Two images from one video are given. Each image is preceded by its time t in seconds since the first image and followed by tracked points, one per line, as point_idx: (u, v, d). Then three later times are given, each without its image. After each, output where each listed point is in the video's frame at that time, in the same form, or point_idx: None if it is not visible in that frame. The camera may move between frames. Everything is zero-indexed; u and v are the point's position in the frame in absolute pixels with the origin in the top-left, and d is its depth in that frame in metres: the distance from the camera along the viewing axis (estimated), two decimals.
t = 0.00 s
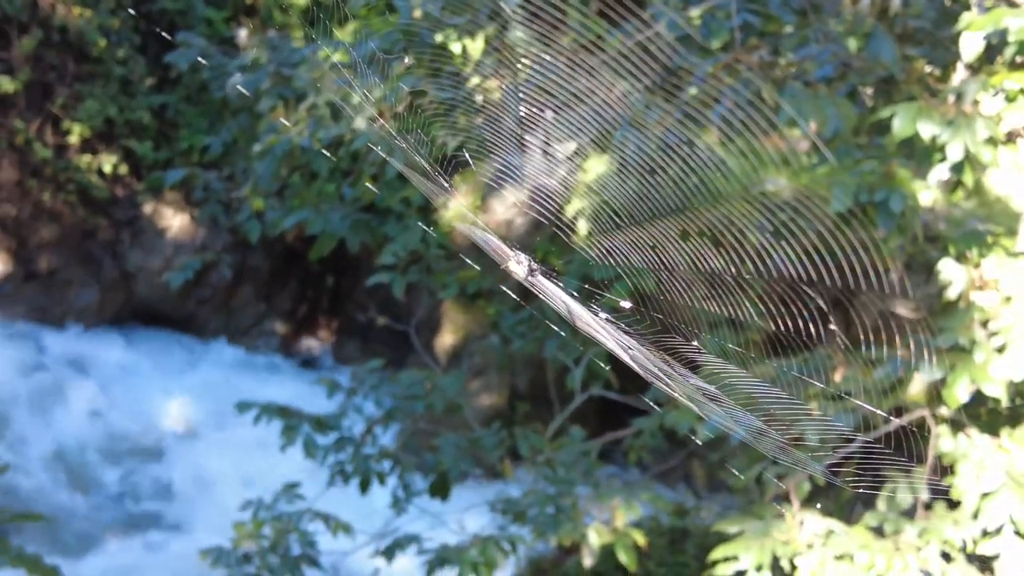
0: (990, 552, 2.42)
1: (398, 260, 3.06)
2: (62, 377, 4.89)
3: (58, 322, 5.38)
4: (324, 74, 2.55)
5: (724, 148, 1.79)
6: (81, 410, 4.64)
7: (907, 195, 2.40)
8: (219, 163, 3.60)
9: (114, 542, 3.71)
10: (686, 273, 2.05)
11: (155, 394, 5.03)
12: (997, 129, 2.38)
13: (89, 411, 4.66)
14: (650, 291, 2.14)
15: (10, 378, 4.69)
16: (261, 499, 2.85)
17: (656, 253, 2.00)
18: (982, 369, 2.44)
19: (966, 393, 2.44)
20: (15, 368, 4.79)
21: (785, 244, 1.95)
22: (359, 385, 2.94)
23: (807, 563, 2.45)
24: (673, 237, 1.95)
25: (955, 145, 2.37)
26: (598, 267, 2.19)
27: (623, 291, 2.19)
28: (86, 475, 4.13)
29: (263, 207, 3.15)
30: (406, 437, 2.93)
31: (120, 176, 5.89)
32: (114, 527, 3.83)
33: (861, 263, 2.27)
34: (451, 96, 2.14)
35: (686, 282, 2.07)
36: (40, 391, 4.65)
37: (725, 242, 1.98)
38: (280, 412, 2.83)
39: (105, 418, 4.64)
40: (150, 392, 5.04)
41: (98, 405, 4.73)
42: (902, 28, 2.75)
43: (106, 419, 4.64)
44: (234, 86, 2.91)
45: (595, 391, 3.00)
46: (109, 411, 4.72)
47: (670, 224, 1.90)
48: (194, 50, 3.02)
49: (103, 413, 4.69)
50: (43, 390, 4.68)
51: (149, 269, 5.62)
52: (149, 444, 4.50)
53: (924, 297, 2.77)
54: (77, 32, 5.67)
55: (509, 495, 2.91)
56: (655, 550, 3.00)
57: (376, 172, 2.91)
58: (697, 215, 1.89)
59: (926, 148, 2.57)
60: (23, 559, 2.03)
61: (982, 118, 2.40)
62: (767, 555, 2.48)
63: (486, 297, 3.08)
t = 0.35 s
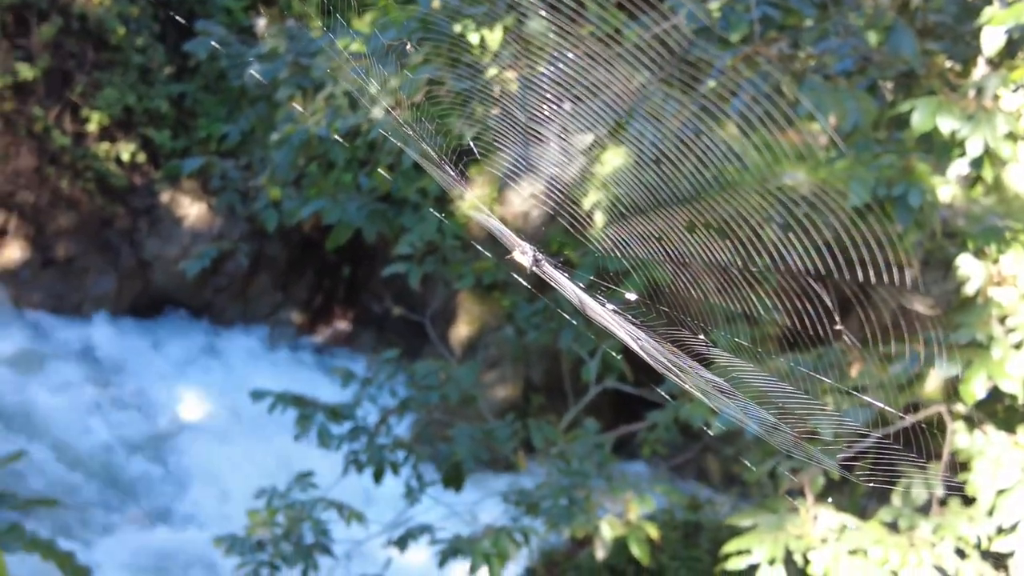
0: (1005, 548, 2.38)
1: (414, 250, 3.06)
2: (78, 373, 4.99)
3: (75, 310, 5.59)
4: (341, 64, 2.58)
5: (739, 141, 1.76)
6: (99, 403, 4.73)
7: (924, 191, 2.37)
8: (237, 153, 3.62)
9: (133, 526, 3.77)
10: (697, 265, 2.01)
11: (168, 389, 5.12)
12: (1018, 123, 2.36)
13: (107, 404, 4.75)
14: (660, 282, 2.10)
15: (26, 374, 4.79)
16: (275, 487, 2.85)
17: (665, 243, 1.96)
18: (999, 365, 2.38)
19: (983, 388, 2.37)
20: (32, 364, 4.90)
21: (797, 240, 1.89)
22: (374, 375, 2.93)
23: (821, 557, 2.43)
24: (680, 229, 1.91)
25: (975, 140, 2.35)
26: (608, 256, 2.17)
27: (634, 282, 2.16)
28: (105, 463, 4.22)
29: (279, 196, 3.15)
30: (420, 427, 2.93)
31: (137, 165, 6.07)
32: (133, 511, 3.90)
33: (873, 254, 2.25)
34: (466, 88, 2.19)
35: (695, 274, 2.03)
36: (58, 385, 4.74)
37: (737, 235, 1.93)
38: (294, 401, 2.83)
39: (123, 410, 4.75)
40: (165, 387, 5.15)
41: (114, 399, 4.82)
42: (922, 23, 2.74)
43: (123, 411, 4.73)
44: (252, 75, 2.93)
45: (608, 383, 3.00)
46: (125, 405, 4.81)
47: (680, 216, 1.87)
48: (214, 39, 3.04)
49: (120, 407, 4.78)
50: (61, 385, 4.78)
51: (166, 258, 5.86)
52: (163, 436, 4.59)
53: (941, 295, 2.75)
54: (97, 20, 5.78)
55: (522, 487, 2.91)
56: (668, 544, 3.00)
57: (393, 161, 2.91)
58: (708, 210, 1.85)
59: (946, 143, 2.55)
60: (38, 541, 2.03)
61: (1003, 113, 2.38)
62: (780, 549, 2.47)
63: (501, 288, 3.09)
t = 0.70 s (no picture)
0: (1017, 545, 2.36)
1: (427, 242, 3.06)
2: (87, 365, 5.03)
3: (89, 300, 5.77)
4: (357, 53, 2.58)
5: (759, 131, 1.73)
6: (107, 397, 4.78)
7: (941, 185, 2.38)
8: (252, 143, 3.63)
9: (139, 514, 3.80)
10: (716, 249, 2.00)
11: (183, 380, 5.21)
12: None
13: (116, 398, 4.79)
14: (681, 263, 2.10)
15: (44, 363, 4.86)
16: (286, 477, 2.86)
17: (685, 225, 1.95)
18: (1014, 361, 2.37)
19: (997, 385, 2.38)
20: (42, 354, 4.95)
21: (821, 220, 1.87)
22: (387, 366, 2.94)
23: (833, 552, 2.40)
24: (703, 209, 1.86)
25: (992, 135, 2.33)
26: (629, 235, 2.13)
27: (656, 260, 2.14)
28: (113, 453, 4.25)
29: (293, 186, 3.16)
30: (431, 419, 2.95)
31: (152, 155, 6.23)
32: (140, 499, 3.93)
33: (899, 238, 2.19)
34: (482, 79, 2.13)
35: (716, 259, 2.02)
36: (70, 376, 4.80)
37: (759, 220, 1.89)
38: (307, 391, 2.84)
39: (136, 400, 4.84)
40: (180, 377, 5.23)
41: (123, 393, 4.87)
42: (941, 18, 2.72)
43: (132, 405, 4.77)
44: (267, 66, 2.94)
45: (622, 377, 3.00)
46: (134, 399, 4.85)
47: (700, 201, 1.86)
48: (228, 29, 3.06)
49: (129, 402, 4.82)
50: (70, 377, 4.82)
51: (180, 249, 6.02)
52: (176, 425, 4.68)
53: (954, 290, 2.59)
54: (112, 10, 5.86)
55: (533, 479, 2.91)
56: (679, 538, 3.04)
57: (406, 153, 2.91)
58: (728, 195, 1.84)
59: (963, 139, 2.52)
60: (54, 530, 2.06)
61: (1021, 108, 2.36)
62: (792, 544, 2.44)
63: (516, 280, 3.10)
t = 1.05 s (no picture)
0: None
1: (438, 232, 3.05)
2: (100, 350, 5.10)
3: (101, 288, 5.87)
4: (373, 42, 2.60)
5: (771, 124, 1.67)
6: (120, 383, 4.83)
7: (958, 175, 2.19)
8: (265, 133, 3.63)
9: (155, 499, 3.84)
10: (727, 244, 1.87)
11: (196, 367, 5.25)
12: None
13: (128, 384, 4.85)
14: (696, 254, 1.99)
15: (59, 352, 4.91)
16: (297, 466, 2.85)
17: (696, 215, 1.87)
18: None
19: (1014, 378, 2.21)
20: (57, 340, 5.03)
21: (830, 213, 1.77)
22: (398, 355, 2.94)
23: (844, 544, 2.37)
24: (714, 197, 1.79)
25: (1009, 125, 2.28)
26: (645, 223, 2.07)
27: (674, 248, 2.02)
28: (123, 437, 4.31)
29: (305, 175, 3.16)
30: (442, 408, 2.95)
31: (165, 145, 6.23)
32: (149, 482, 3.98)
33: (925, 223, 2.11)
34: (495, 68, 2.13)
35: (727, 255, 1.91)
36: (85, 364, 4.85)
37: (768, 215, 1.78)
38: (318, 379, 2.83)
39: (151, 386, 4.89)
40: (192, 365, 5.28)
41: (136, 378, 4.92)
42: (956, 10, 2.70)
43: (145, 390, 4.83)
44: (280, 55, 2.93)
45: (633, 368, 2.97)
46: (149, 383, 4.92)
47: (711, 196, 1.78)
48: (242, 18, 3.06)
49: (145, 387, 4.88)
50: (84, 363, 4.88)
51: (192, 238, 6.05)
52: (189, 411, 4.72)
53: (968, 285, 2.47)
54: None
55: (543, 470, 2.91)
56: (689, 530, 3.04)
57: (418, 143, 2.90)
58: (741, 188, 1.76)
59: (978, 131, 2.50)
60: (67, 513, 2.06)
61: None
62: (803, 536, 2.42)
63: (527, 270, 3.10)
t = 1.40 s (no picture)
0: None
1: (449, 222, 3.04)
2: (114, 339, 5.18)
3: (113, 275, 5.91)
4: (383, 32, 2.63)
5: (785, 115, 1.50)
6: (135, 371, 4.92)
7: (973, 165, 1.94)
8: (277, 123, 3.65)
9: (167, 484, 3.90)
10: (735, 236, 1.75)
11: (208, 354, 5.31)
12: None
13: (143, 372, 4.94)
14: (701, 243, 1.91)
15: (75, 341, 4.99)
16: (308, 454, 2.87)
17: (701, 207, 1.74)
18: None
19: None
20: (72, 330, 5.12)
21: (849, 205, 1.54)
22: (408, 345, 2.95)
23: (854, 534, 2.37)
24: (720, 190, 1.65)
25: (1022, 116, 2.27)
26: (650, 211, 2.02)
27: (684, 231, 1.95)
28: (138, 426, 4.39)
29: (317, 164, 3.17)
30: (452, 398, 2.96)
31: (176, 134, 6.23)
32: (160, 467, 4.06)
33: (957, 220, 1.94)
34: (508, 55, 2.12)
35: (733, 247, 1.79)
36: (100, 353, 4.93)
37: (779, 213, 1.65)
38: (329, 367, 2.84)
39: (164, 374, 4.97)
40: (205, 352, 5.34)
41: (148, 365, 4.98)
42: None
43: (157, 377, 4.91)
44: (292, 43, 2.96)
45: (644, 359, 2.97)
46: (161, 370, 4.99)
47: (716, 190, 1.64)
48: (254, 6, 3.08)
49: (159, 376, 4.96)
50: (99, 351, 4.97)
51: (204, 227, 6.11)
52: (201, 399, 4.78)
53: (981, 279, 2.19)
54: None
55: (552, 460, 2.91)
56: (698, 521, 3.08)
57: (429, 132, 2.91)
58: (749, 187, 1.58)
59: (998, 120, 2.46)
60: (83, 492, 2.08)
61: None
62: (813, 525, 2.42)
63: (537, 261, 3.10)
